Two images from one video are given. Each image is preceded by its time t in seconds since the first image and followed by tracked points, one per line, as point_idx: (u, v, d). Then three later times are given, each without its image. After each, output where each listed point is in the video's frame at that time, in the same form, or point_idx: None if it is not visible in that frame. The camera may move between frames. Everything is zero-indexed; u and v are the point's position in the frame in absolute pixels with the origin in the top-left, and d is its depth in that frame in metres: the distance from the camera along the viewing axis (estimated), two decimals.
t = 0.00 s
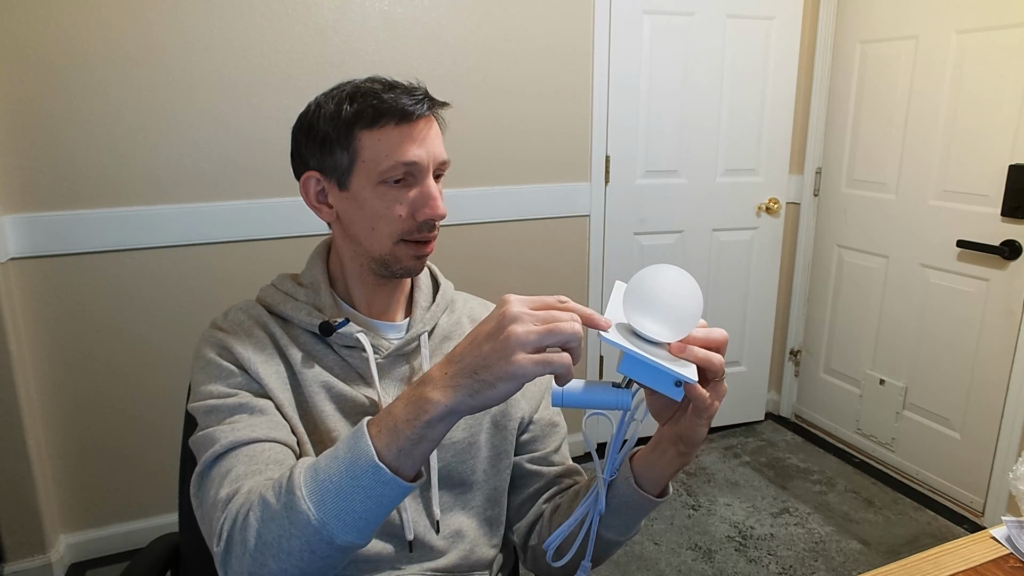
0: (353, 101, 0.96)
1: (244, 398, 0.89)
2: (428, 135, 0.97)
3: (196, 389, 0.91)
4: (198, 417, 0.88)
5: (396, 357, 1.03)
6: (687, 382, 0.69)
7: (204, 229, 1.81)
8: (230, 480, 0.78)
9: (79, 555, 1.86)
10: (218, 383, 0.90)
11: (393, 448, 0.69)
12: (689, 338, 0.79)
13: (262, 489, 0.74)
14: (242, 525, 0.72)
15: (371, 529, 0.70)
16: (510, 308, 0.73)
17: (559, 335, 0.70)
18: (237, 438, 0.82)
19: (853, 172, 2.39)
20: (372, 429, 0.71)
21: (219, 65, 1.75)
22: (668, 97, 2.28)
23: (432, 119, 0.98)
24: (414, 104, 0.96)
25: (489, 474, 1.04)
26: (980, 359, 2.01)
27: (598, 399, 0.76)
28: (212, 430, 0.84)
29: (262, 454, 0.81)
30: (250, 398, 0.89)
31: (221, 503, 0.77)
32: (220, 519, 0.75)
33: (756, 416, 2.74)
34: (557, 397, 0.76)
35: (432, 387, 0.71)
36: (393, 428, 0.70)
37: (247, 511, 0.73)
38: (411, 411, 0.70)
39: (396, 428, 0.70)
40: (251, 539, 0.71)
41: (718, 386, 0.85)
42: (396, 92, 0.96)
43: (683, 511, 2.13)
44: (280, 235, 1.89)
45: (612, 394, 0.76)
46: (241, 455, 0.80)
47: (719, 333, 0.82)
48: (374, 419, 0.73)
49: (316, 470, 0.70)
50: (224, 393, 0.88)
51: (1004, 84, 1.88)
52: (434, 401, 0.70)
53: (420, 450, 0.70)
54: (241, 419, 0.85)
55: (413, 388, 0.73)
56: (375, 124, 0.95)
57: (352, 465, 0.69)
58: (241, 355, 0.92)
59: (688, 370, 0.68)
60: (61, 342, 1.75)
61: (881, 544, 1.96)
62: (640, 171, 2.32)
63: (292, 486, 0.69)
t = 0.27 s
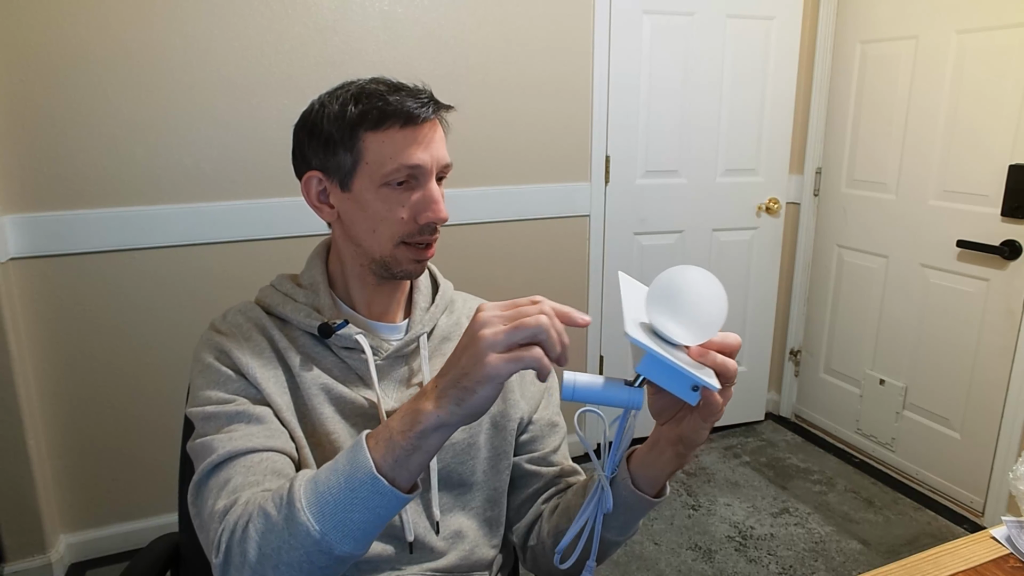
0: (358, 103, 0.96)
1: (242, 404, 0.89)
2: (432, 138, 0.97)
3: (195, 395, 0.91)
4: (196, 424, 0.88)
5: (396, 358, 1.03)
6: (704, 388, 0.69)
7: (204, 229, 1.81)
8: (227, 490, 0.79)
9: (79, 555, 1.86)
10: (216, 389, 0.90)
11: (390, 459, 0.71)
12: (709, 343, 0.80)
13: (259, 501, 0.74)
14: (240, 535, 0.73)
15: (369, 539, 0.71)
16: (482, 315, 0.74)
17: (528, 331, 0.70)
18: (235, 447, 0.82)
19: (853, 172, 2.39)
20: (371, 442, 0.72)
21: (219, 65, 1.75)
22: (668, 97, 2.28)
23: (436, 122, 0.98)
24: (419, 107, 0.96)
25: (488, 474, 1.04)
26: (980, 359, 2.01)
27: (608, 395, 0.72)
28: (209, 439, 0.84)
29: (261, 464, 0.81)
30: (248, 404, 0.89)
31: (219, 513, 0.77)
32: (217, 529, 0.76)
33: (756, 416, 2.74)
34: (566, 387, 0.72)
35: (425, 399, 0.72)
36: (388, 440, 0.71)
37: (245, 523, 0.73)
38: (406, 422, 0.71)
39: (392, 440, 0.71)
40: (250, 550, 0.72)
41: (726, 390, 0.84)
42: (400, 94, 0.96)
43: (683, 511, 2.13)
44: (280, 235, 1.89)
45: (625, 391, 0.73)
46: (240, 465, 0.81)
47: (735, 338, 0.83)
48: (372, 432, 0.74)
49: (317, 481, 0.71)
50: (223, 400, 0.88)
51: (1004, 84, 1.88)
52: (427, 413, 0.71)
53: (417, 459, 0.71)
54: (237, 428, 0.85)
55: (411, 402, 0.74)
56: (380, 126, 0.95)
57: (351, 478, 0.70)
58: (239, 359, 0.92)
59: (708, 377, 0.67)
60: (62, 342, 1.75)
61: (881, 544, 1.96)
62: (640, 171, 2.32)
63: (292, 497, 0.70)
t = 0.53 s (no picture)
0: (336, 104, 0.96)
1: (248, 412, 0.89)
2: (413, 134, 0.96)
3: (198, 402, 0.91)
4: (202, 433, 0.88)
5: (394, 359, 1.03)
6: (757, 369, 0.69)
7: (204, 229, 1.80)
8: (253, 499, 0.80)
9: (79, 555, 1.86)
10: (221, 396, 0.90)
11: (430, 469, 0.74)
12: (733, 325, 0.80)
13: (294, 510, 0.77)
14: (279, 543, 0.75)
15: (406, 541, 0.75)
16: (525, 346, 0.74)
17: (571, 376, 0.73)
18: (250, 456, 0.83)
19: (853, 173, 2.39)
20: (409, 452, 0.75)
21: (219, 65, 1.75)
22: (668, 98, 2.28)
23: (417, 118, 0.97)
24: (397, 105, 0.95)
25: (487, 474, 1.04)
26: (980, 359, 2.01)
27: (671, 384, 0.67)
28: (221, 450, 0.84)
29: (276, 474, 0.83)
30: (252, 412, 0.89)
31: (246, 523, 0.78)
32: (248, 537, 0.77)
33: (756, 416, 2.74)
34: (638, 375, 0.65)
35: (462, 415, 0.75)
36: (427, 450, 0.74)
37: (284, 531, 0.75)
38: (444, 438, 0.75)
39: (430, 450, 0.74)
40: (292, 558, 0.74)
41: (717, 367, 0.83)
42: (379, 93, 0.96)
43: (683, 511, 2.13)
44: (280, 235, 1.89)
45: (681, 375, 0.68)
46: (255, 476, 0.82)
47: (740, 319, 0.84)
48: (408, 440, 0.77)
49: (360, 489, 0.74)
50: (228, 408, 0.88)
51: (1004, 84, 1.89)
52: (464, 429, 0.74)
53: (453, 469, 0.75)
54: (250, 439, 0.85)
55: (448, 412, 0.77)
56: (358, 126, 0.95)
57: (394, 486, 0.73)
58: (240, 365, 0.92)
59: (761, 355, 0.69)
60: (61, 342, 1.75)
61: (880, 544, 1.96)
62: (640, 172, 2.32)
63: (336, 505, 0.73)
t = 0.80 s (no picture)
0: (317, 108, 0.96)
1: (257, 403, 0.89)
2: (395, 133, 0.95)
3: (206, 396, 0.91)
4: (214, 423, 0.88)
5: (395, 359, 1.03)
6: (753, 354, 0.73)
7: (204, 229, 1.81)
8: (278, 486, 0.80)
9: (79, 555, 1.86)
10: (230, 389, 0.90)
11: (467, 457, 0.74)
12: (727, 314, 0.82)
13: (324, 496, 0.77)
14: (310, 529, 0.75)
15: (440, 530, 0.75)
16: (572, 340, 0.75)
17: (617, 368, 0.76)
18: (269, 443, 0.83)
19: (853, 173, 2.39)
20: (445, 438, 0.75)
21: (219, 65, 1.75)
22: (668, 98, 2.28)
23: (399, 116, 0.97)
24: (377, 105, 0.95)
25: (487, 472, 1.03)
26: (980, 359, 2.01)
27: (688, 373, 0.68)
28: (239, 438, 0.84)
29: (298, 459, 0.83)
30: (265, 403, 0.89)
31: (272, 508, 0.78)
32: (276, 524, 0.77)
33: (756, 416, 2.74)
34: (661, 366, 0.66)
35: (504, 406, 0.75)
36: (467, 441, 0.74)
37: (315, 518, 0.75)
38: (485, 427, 0.75)
39: (470, 441, 0.74)
40: (325, 543, 0.73)
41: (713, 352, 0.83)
42: (359, 94, 0.95)
43: (684, 511, 2.13)
44: (279, 235, 1.89)
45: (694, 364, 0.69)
46: (276, 461, 0.82)
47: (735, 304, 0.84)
48: (443, 426, 0.78)
49: (395, 475, 0.74)
50: (239, 399, 0.89)
51: (1004, 85, 1.89)
52: (509, 421, 0.74)
53: (491, 459, 0.75)
54: (268, 427, 0.86)
55: (483, 402, 0.77)
56: (340, 129, 0.95)
57: (431, 473, 0.73)
58: (248, 360, 0.93)
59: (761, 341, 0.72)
60: (61, 342, 1.75)
61: (881, 544, 1.96)
62: (640, 172, 2.32)
63: (372, 491, 0.73)
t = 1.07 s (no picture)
0: (320, 107, 0.96)
1: (260, 403, 0.89)
2: (398, 133, 0.95)
3: (206, 396, 0.91)
4: (214, 423, 0.88)
5: (396, 359, 1.03)
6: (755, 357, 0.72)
7: (204, 229, 1.80)
8: (278, 487, 0.80)
9: (79, 555, 1.86)
10: (232, 389, 0.90)
11: (467, 460, 0.74)
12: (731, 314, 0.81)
13: (324, 497, 0.77)
14: (309, 531, 0.75)
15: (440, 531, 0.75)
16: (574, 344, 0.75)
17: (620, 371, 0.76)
18: (269, 443, 0.83)
19: (853, 173, 2.39)
20: (446, 440, 0.75)
21: (219, 64, 1.75)
22: (668, 98, 2.28)
23: (401, 117, 0.96)
24: (380, 106, 0.95)
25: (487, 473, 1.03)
26: (980, 359, 2.01)
27: (687, 381, 0.69)
28: (239, 438, 0.84)
29: (298, 459, 0.83)
30: (266, 402, 0.89)
31: (272, 509, 0.78)
32: (275, 524, 0.77)
33: (756, 416, 2.74)
34: (657, 377, 0.66)
35: (506, 409, 0.76)
36: (468, 443, 0.75)
37: (315, 519, 0.75)
38: (485, 430, 0.75)
39: (471, 444, 0.75)
40: (324, 544, 0.73)
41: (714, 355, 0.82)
42: (363, 95, 0.95)
43: (684, 511, 2.13)
44: (279, 236, 1.89)
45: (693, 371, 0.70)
46: (276, 462, 0.82)
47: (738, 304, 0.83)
48: (444, 429, 0.77)
49: (395, 476, 0.73)
50: (239, 399, 0.89)
51: (1004, 84, 1.89)
52: (510, 424, 0.75)
53: (491, 462, 0.76)
54: (269, 427, 0.86)
55: (484, 405, 0.78)
56: (342, 129, 0.95)
57: (431, 474, 0.73)
58: (249, 360, 0.93)
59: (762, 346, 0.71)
60: (61, 342, 1.75)
61: (881, 544, 1.96)
62: (640, 172, 2.32)
63: (371, 492, 0.73)
